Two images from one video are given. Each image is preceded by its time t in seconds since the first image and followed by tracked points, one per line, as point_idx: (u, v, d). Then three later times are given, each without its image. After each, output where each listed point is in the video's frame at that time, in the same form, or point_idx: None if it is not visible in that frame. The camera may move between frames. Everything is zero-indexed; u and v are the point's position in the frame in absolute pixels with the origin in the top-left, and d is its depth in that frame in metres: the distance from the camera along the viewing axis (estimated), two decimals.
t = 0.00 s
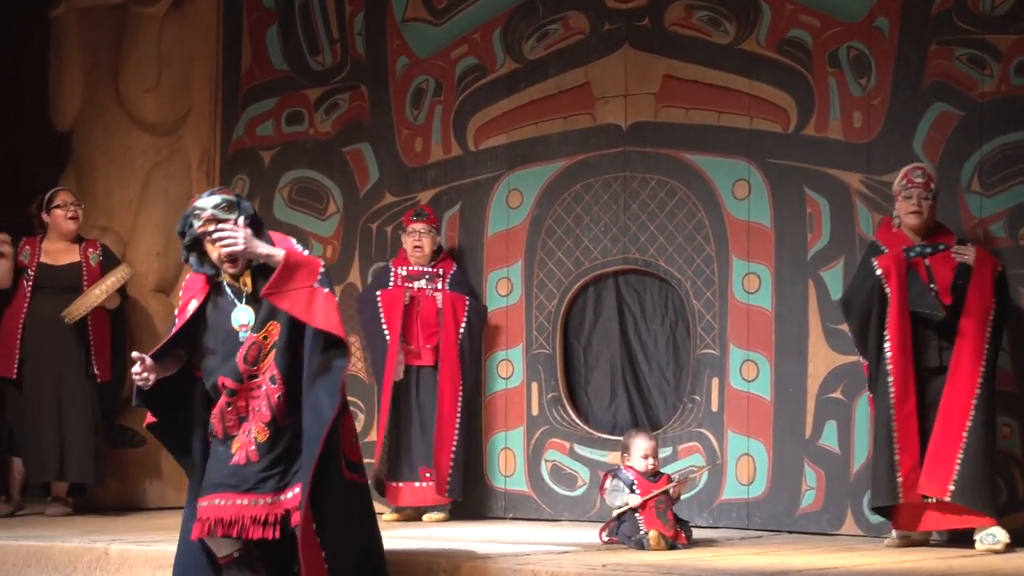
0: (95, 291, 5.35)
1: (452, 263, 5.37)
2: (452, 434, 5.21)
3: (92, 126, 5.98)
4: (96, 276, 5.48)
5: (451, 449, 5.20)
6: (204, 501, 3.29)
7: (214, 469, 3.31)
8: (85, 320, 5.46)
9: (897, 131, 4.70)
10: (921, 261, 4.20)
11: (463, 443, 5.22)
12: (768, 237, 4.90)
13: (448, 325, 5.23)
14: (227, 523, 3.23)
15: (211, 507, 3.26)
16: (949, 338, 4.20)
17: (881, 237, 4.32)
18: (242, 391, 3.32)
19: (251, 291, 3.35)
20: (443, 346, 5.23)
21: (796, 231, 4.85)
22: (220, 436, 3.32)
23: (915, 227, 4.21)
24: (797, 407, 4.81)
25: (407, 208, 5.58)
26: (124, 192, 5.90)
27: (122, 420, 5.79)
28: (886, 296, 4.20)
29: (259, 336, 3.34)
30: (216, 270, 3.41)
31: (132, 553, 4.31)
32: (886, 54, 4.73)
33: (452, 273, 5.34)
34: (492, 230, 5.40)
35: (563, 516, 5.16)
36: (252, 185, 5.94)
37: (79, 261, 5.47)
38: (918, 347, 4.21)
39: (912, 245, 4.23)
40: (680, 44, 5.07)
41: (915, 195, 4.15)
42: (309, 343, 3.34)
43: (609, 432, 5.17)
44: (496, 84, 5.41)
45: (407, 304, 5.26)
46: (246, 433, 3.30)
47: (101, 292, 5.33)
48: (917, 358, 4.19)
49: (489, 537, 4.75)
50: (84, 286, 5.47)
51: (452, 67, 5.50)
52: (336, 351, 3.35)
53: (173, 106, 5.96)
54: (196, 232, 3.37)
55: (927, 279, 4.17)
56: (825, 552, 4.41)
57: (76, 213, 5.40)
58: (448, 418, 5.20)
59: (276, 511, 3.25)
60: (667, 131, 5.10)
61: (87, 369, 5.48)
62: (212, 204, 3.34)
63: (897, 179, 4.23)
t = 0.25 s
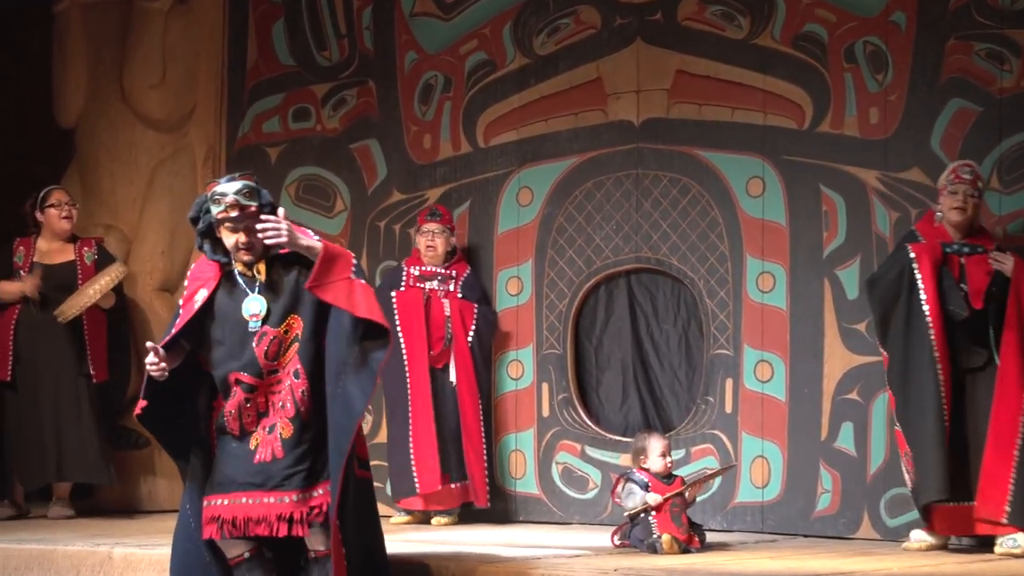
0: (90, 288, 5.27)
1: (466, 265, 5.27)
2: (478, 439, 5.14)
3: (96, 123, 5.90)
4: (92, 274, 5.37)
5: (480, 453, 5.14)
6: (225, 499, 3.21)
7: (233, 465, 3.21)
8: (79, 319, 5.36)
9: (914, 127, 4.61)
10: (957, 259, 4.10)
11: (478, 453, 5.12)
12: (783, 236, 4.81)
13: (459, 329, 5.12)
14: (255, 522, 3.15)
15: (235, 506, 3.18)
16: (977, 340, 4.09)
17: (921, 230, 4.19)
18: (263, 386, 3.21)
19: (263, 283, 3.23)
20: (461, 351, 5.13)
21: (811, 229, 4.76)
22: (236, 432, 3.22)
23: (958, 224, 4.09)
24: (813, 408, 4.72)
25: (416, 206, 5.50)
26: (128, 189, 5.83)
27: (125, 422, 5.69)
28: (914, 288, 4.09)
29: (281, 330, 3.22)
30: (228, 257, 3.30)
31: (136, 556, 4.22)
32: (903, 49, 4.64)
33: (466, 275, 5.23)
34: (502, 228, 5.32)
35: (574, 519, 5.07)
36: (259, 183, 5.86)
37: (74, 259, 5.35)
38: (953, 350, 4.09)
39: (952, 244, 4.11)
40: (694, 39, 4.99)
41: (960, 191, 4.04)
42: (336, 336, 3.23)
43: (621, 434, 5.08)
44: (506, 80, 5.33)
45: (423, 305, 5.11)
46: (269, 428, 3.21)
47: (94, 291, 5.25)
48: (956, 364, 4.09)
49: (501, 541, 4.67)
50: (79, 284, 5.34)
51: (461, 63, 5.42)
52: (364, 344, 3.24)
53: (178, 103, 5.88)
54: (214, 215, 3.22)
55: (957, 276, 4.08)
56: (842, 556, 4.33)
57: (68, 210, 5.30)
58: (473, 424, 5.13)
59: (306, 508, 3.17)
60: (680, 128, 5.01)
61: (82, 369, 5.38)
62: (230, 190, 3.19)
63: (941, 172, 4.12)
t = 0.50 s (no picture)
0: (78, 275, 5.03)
1: (478, 266, 5.12)
2: (485, 446, 4.98)
3: (93, 117, 5.76)
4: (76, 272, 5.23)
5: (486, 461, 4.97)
6: (224, 517, 3.12)
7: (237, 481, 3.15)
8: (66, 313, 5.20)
9: (938, 124, 4.46)
10: (998, 260, 3.95)
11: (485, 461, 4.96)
12: (802, 235, 4.66)
13: (464, 331, 4.98)
14: (260, 541, 3.09)
15: (236, 525, 3.10)
16: (1007, 345, 3.92)
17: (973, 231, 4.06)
18: (270, 403, 3.17)
19: (280, 297, 3.21)
20: (467, 353, 4.98)
21: (831, 229, 4.62)
22: (238, 449, 3.17)
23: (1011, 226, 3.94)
24: (832, 413, 4.57)
25: (424, 204, 5.36)
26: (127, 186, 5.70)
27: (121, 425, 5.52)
28: (943, 287, 3.97)
29: (294, 346, 3.19)
30: (239, 271, 3.26)
31: (133, 564, 4.07)
32: (927, 43, 4.49)
33: (477, 276, 5.09)
34: (512, 226, 5.18)
35: (585, 527, 4.93)
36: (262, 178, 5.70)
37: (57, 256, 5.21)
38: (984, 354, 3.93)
39: (993, 245, 3.97)
40: (711, 32, 4.84)
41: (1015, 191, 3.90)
42: (362, 349, 3.20)
43: (634, 439, 4.94)
44: (517, 75, 5.19)
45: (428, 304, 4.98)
46: (274, 445, 3.15)
47: (83, 277, 5.00)
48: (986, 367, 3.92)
49: (508, 549, 4.52)
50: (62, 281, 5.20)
51: (471, 56, 5.28)
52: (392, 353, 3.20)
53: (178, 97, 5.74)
54: (234, 225, 3.18)
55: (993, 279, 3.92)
56: (862, 567, 4.18)
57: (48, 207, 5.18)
58: (480, 431, 4.96)
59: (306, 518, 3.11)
60: (696, 123, 4.87)
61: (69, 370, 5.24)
62: (253, 200, 3.17)
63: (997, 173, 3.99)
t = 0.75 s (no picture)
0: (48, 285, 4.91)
1: (485, 263, 4.91)
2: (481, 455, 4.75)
3: (85, 109, 5.57)
4: (53, 270, 5.06)
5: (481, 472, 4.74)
6: (233, 512, 2.90)
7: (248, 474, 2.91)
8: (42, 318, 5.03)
9: (967, 117, 4.26)
10: None
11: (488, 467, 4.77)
12: (824, 233, 4.46)
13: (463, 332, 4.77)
14: (276, 535, 2.88)
15: (250, 518, 2.89)
16: None
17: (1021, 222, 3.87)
18: (281, 388, 2.94)
19: (289, 276, 2.98)
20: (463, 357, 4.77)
21: (854, 227, 4.42)
22: (247, 439, 2.94)
23: None
24: (856, 419, 4.37)
25: (429, 199, 5.16)
26: (119, 180, 5.50)
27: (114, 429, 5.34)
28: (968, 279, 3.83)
29: (305, 329, 2.97)
30: (244, 246, 3.02)
31: None
32: (955, 32, 4.30)
33: (482, 274, 4.87)
34: (521, 223, 4.98)
35: (597, 537, 4.73)
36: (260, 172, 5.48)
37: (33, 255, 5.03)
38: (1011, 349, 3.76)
39: None
40: (728, 20, 4.65)
41: None
42: (389, 331, 3.04)
43: (648, 445, 4.74)
44: (526, 65, 5.00)
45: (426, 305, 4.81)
46: (286, 433, 2.93)
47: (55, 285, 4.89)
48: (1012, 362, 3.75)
49: (516, 559, 4.33)
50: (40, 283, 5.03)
51: (478, 45, 5.09)
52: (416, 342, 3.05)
53: (173, 88, 5.54)
54: (248, 196, 2.94)
55: None
56: None
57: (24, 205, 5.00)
58: (476, 440, 4.74)
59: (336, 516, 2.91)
60: (713, 115, 4.67)
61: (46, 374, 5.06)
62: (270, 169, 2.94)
63: None
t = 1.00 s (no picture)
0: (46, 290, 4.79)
1: (491, 263, 4.81)
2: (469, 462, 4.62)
3: (86, 107, 5.44)
4: (45, 272, 4.98)
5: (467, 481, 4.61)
6: (245, 529, 2.68)
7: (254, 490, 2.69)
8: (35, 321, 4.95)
9: (987, 115, 4.17)
10: None
11: (495, 475, 4.66)
12: (840, 233, 4.37)
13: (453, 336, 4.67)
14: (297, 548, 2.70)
15: (264, 535, 2.68)
16: None
17: None
18: (295, 404, 2.71)
19: (310, 289, 2.76)
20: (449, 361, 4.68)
21: (871, 226, 4.32)
22: (256, 455, 2.70)
23: None
24: (872, 423, 4.28)
25: (437, 199, 5.07)
26: (121, 180, 5.37)
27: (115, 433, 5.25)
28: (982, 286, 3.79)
29: (323, 341, 2.74)
30: (261, 256, 2.78)
31: None
32: (975, 29, 4.21)
33: (484, 275, 4.77)
34: (531, 223, 4.89)
35: (608, 543, 4.65)
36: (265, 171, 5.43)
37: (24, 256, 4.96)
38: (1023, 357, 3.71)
39: None
40: (743, 16, 4.56)
41: None
42: (406, 344, 2.84)
43: (661, 449, 4.66)
44: (536, 62, 4.91)
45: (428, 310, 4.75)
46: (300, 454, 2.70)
47: (52, 292, 4.78)
48: None
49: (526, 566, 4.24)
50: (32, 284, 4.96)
51: (487, 42, 5.00)
52: (433, 356, 2.85)
53: (177, 85, 5.44)
54: (271, 203, 2.71)
55: None
56: None
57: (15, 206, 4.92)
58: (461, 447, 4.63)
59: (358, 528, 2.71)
60: (726, 112, 4.58)
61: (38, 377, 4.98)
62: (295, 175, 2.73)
63: None
